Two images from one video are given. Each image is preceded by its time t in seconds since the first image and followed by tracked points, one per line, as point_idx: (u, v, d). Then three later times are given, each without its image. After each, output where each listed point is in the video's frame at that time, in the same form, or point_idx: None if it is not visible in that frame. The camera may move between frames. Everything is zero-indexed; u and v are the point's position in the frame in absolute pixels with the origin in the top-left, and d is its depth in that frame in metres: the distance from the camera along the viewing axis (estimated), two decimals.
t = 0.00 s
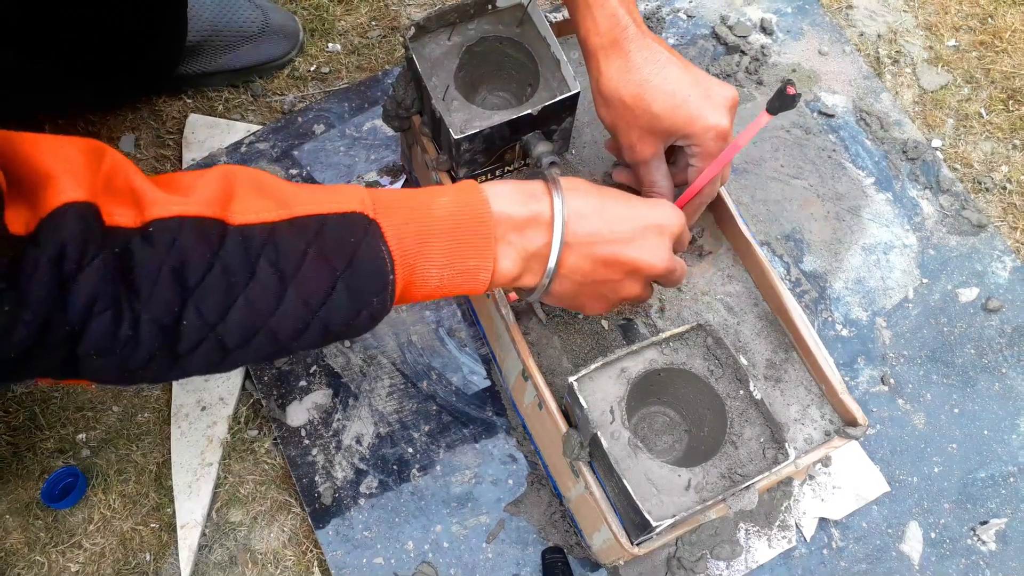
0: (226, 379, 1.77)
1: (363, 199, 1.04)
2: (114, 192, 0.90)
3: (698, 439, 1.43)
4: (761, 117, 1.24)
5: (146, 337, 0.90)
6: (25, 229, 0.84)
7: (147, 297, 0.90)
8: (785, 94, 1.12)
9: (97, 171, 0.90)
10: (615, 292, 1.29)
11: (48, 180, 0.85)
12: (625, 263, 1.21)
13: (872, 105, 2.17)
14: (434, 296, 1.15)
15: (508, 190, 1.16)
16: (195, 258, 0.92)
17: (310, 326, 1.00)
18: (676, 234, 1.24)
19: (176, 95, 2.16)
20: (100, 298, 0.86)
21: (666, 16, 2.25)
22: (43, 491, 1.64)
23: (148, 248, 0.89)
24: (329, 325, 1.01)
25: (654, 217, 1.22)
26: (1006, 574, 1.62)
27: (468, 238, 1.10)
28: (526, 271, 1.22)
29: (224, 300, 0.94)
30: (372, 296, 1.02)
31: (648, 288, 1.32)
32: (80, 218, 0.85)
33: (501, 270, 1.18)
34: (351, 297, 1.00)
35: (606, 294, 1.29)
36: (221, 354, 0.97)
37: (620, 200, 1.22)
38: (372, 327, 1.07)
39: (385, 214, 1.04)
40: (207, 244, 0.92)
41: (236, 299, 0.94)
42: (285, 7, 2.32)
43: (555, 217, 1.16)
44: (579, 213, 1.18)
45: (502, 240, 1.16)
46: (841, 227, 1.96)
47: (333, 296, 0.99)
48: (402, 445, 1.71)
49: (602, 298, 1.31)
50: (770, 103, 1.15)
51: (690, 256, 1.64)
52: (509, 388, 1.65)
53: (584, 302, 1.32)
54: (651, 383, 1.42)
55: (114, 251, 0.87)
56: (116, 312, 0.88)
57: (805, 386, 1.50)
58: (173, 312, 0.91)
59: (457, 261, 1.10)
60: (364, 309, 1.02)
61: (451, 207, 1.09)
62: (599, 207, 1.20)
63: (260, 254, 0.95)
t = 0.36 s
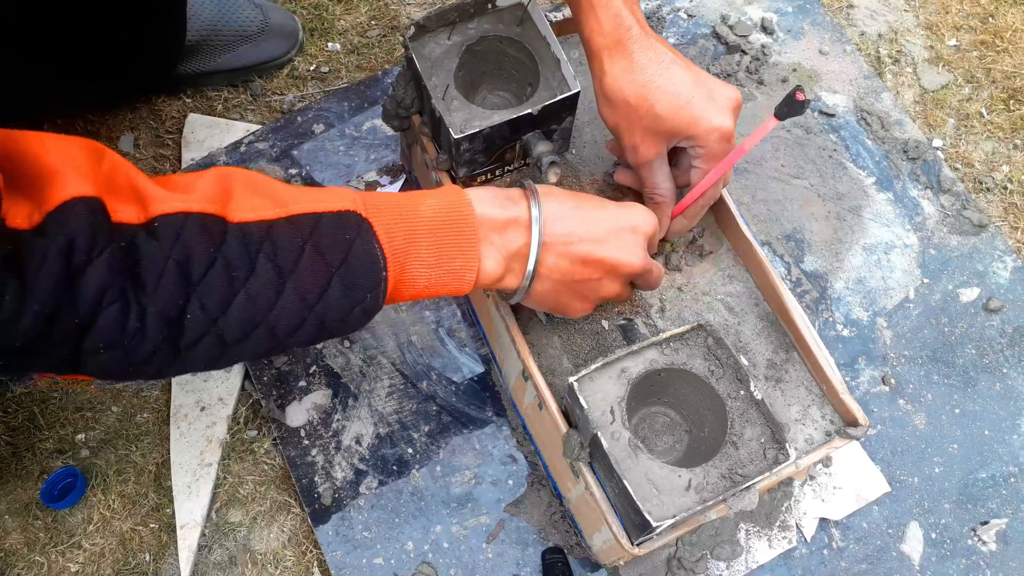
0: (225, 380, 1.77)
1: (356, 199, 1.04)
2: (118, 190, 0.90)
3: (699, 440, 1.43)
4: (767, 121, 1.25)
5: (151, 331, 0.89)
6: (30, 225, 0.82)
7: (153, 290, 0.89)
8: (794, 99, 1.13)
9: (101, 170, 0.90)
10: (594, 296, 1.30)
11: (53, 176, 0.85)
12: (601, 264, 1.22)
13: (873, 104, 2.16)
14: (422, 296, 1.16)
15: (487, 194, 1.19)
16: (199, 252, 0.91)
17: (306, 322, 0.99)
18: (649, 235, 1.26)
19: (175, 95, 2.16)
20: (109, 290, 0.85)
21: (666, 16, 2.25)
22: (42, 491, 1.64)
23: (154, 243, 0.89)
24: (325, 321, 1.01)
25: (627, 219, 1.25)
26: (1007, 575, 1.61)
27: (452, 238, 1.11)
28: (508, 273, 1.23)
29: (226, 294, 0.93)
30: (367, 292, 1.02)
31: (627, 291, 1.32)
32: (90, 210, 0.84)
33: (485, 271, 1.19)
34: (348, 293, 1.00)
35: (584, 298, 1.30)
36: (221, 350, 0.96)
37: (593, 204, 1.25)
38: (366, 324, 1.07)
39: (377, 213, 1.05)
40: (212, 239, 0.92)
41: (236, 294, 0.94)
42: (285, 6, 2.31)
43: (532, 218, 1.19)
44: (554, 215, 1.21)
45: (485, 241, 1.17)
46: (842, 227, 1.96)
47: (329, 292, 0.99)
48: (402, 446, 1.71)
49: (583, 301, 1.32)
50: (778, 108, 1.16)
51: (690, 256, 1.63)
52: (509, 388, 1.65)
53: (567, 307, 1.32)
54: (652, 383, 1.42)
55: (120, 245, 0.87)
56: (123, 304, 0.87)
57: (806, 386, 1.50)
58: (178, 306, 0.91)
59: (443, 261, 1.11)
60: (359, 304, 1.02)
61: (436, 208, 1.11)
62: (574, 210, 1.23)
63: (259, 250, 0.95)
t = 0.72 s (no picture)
0: (225, 380, 1.77)
1: (357, 202, 1.05)
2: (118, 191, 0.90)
3: (698, 440, 1.43)
4: (788, 135, 1.28)
5: (151, 332, 0.89)
6: (31, 225, 0.82)
7: (153, 291, 0.89)
8: (818, 117, 1.16)
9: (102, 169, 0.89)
10: (594, 300, 1.30)
11: (54, 176, 0.84)
12: (602, 268, 1.22)
13: (873, 104, 2.16)
14: (422, 299, 1.16)
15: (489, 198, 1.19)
16: (200, 254, 0.91)
17: (306, 324, 1.00)
18: (649, 239, 1.27)
19: (175, 95, 2.16)
20: (109, 291, 0.85)
21: (666, 16, 2.25)
22: (42, 491, 1.64)
23: (155, 244, 0.89)
24: (324, 324, 1.01)
25: (627, 223, 1.25)
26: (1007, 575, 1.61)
27: (453, 242, 1.11)
28: (509, 277, 1.23)
29: (226, 296, 0.93)
30: (367, 294, 1.02)
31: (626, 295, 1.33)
32: (91, 211, 0.84)
33: (486, 275, 1.19)
34: (347, 296, 1.01)
35: (585, 302, 1.30)
36: (221, 351, 0.96)
37: (594, 207, 1.26)
38: (365, 326, 1.07)
39: (378, 216, 1.06)
40: (212, 240, 0.92)
41: (236, 296, 0.94)
42: (285, 6, 2.31)
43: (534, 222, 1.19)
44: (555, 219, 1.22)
45: (486, 244, 1.17)
46: (842, 226, 1.96)
47: (329, 295, 0.99)
48: (402, 446, 1.71)
49: (582, 305, 1.33)
50: (803, 124, 1.19)
51: (690, 256, 1.63)
52: (509, 388, 1.65)
53: (566, 311, 1.33)
54: (652, 383, 1.42)
55: (122, 246, 0.87)
56: (124, 306, 0.87)
57: (806, 386, 1.50)
58: (178, 307, 0.91)
59: (444, 264, 1.12)
60: (359, 307, 1.02)
61: (437, 212, 1.11)
62: (575, 214, 1.23)
63: (259, 252, 0.95)
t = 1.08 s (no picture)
0: (225, 380, 1.77)
1: (357, 203, 1.05)
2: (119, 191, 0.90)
3: (698, 440, 1.43)
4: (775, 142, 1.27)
5: (151, 332, 0.89)
6: (32, 225, 0.82)
7: (153, 291, 0.89)
8: (803, 124, 1.15)
9: (102, 170, 0.90)
10: (594, 301, 1.30)
11: (54, 177, 0.84)
12: (601, 269, 1.22)
13: (873, 104, 2.16)
14: (421, 300, 1.16)
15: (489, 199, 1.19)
16: (200, 254, 0.91)
17: (306, 325, 1.00)
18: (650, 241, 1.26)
19: (175, 95, 2.16)
20: (109, 291, 0.85)
21: (666, 16, 2.25)
22: (42, 491, 1.64)
23: (155, 244, 0.89)
24: (324, 324, 1.01)
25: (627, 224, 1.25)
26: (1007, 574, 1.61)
27: (453, 243, 1.12)
28: (508, 278, 1.23)
29: (226, 297, 0.93)
30: (367, 295, 1.02)
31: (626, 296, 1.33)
32: (91, 212, 0.84)
33: (485, 276, 1.19)
34: (348, 296, 1.01)
35: (585, 303, 1.30)
36: (220, 351, 0.96)
37: (594, 208, 1.25)
38: (365, 327, 1.07)
39: (377, 217, 1.06)
40: (213, 241, 0.93)
41: (236, 296, 0.94)
42: (285, 6, 2.31)
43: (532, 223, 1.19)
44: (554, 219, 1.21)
45: (485, 245, 1.17)
46: (842, 226, 1.96)
47: (329, 295, 0.99)
48: (402, 446, 1.71)
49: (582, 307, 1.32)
50: (787, 130, 1.19)
51: (690, 256, 1.63)
52: (509, 388, 1.65)
53: (565, 313, 1.33)
54: (652, 383, 1.42)
55: (122, 245, 0.87)
56: (124, 306, 0.87)
57: (806, 386, 1.50)
58: (178, 307, 0.90)
59: (443, 265, 1.12)
60: (359, 308, 1.02)
61: (437, 213, 1.11)
62: (575, 215, 1.23)
63: (259, 253, 0.95)
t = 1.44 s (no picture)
0: (225, 380, 1.77)
1: (358, 200, 1.03)
2: (105, 189, 0.90)
3: (699, 440, 1.43)
4: (772, 137, 1.26)
5: (130, 336, 0.89)
6: (17, 225, 0.83)
7: (133, 295, 0.89)
8: (801, 117, 1.14)
9: (90, 168, 0.90)
10: (625, 297, 1.28)
11: (39, 176, 0.85)
12: (631, 272, 1.20)
13: (873, 104, 2.16)
14: (431, 298, 1.15)
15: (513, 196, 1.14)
16: (182, 257, 0.91)
17: (301, 328, 0.99)
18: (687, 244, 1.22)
19: (175, 95, 2.16)
20: (86, 295, 0.85)
21: (666, 16, 2.25)
22: (42, 491, 1.64)
23: (136, 247, 0.89)
24: (320, 327, 1.01)
25: (664, 226, 1.20)
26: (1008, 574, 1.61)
27: (463, 242, 1.10)
28: (528, 276, 1.21)
29: (211, 301, 0.93)
30: (365, 299, 1.01)
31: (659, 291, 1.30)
32: (69, 214, 0.84)
33: (501, 275, 1.17)
34: (343, 300, 1.00)
35: (614, 300, 1.28)
36: (210, 353, 0.96)
37: (629, 206, 1.20)
38: (366, 329, 1.06)
39: (380, 216, 1.04)
40: (194, 243, 0.92)
41: (223, 300, 0.94)
42: (285, 6, 2.31)
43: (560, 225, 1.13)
44: (585, 219, 1.16)
45: (502, 244, 1.15)
46: (841, 226, 1.96)
47: (324, 298, 0.99)
48: (402, 446, 1.71)
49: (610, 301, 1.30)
50: (786, 124, 1.18)
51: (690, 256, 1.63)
52: (509, 388, 1.65)
53: (592, 305, 1.31)
54: (652, 383, 1.42)
55: (101, 248, 0.87)
56: (102, 310, 0.87)
57: (806, 386, 1.50)
58: (160, 311, 0.91)
59: (452, 264, 1.10)
60: (357, 311, 1.01)
61: (448, 210, 1.09)
62: (607, 214, 1.18)
63: (249, 255, 0.95)
